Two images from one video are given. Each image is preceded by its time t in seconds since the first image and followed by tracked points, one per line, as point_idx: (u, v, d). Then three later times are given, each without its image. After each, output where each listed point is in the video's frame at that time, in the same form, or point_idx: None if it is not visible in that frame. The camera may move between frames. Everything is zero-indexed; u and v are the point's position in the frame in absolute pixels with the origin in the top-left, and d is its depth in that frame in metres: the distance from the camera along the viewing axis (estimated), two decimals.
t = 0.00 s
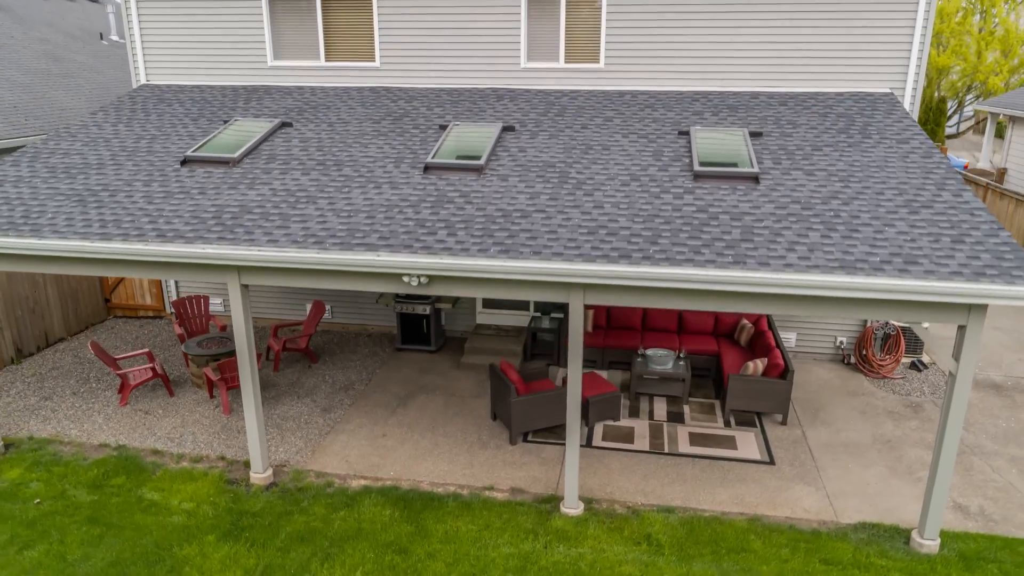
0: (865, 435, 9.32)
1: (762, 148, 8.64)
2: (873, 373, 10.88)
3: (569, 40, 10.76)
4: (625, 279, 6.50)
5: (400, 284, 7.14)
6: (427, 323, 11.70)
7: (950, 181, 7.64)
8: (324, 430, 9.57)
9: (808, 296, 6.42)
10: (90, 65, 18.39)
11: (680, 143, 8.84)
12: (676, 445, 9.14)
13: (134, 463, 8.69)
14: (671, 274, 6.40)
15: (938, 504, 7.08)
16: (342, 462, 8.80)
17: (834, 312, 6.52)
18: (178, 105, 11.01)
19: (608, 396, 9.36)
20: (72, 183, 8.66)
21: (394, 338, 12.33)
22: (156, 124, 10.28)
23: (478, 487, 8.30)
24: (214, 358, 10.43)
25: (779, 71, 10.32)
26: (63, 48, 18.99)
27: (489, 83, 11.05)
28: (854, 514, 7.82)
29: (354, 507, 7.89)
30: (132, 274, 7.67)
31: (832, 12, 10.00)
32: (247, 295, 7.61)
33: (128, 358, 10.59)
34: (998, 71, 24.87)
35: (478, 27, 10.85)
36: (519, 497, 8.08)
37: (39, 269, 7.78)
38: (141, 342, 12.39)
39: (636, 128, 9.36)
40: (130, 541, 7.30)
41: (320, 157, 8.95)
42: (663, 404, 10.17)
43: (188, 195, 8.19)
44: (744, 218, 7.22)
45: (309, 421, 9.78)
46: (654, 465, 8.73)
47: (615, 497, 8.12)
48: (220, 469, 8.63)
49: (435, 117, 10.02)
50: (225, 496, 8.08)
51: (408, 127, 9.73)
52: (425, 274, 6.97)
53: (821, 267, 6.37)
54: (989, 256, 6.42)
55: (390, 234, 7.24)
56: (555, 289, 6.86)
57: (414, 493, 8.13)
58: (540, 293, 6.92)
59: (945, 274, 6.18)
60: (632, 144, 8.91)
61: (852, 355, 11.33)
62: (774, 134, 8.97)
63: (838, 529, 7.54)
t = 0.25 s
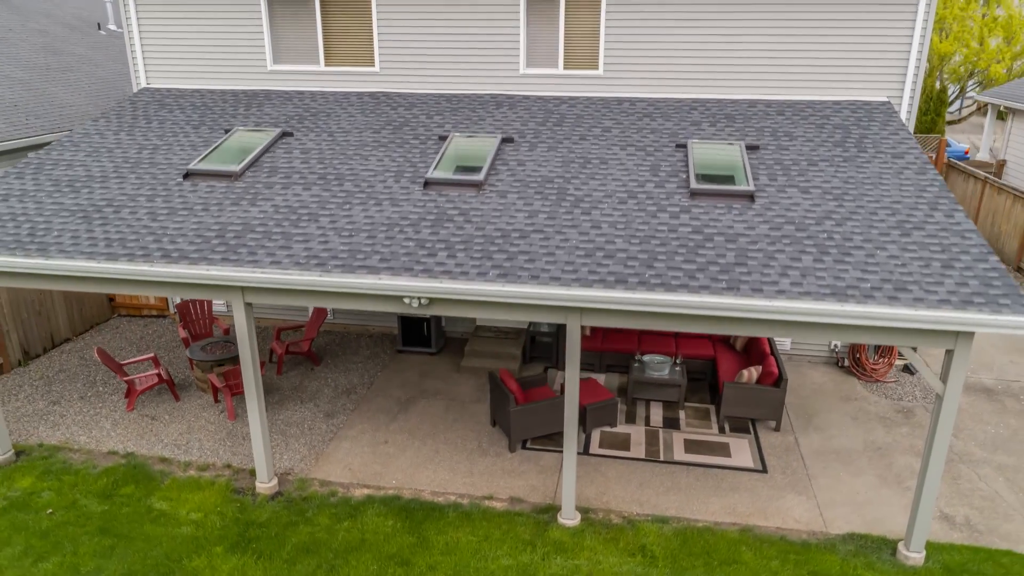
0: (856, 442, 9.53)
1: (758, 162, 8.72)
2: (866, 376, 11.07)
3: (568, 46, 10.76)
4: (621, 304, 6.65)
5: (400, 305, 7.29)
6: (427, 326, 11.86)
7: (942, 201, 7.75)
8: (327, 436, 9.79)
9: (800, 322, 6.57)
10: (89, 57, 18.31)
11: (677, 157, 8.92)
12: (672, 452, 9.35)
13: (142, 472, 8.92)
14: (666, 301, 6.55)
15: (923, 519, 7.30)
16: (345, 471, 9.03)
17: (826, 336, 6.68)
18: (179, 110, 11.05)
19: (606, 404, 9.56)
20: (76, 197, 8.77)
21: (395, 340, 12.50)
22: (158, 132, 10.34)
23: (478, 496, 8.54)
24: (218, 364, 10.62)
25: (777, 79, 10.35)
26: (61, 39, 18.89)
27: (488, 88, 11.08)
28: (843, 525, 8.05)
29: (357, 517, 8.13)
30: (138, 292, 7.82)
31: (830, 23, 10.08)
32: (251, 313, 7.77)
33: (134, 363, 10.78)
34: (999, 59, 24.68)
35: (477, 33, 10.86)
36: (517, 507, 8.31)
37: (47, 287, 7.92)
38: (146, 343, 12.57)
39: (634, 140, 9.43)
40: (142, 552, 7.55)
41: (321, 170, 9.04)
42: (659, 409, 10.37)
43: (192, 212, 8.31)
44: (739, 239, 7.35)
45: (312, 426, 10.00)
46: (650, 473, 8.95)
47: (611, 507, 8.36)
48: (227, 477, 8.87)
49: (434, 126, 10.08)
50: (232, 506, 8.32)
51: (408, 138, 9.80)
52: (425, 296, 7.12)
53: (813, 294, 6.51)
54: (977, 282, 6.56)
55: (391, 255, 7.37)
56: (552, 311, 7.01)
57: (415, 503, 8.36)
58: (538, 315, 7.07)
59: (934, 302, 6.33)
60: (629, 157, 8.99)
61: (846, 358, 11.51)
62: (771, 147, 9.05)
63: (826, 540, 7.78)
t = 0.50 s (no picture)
0: (845, 452, 9.83)
1: (753, 184, 8.88)
2: (857, 385, 11.38)
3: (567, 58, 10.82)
4: (616, 337, 6.89)
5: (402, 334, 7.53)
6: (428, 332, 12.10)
7: (931, 228, 7.93)
8: (331, 446, 10.09)
9: (788, 355, 6.82)
10: (88, 51, 18.29)
11: (674, 178, 9.07)
12: (666, 463, 9.66)
13: (154, 484, 9.24)
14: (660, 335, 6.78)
15: (905, 538, 7.62)
16: (350, 482, 9.36)
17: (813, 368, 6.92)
18: (181, 121, 11.16)
19: (602, 416, 9.85)
20: (84, 219, 8.94)
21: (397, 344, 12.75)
22: (162, 146, 10.46)
23: (478, 508, 8.87)
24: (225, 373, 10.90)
25: (774, 93, 10.44)
26: (59, 32, 18.84)
27: (487, 99, 11.16)
28: (830, 538, 8.39)
29: (362, 531, 8.47)
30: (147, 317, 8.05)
31: (827, 41, 10.13)
32: (257, 338, 8.01)
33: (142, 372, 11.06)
34: (1002, 45, 24.66)
35: (477, 44, 10.90)
36: (516, 520, 8.65)
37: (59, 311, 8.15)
38: (153, 347, 12.83)
39: (631, 158, 9.57)
40: (156, 567, 7.89)
41: (324, 191, 9.20)
42: (655, 417, 10.66)
43: (198, 236, 8.49)
44: (732, 269, 7.55)
45: (317, 436, 10.30)
46: (644, 485, 9.28)
47: (607, 520, 8.70)
48: (236, 489, 9.19)
49: (434, 142, 10.20)
50: (241, 520, 8.66)
51: (408, 154, 9.93)
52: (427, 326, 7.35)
53: (802, 329, 6.73)
54: (961, 317, 6.79)
55: (393, 284, 7.57)
56: (550, 342, 7.24)
57: (418, 517, 8.70)
58: (536, 345, 7.31)
59: (918, 338, 6.56)
60: (626, 178, 9.15)
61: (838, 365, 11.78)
62: (766, 168, 9.20)
63: (813, 554, 8.13)
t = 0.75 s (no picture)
0: (832, 466, 10.21)
1: (746, 212, 9.10)
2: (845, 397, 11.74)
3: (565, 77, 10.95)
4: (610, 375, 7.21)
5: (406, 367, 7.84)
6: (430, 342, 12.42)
7: (917, 262, 8.20)
8: (337, 459, 10.48)
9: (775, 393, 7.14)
10: (88, 50, 18.34)
11: (669, 205, 9.30)
12: (659, 477, 10.05)
13: (168, 499, 9.65)
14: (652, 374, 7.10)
15: (884, 559, 8.02)
16: (356, 497, 9.76)
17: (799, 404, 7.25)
18: (186, 138, 11.33)
19: (598, 432, 10.21)
20: (95, 246, 9.19)
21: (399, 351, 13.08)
22: (168, 167, 10.67)
23: (479, 524, 9.28)
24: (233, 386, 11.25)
25: (769, 113, 10.60)
26: (59, 31, 18.86)
27: (487, 117, 11.32)
28: (815, 554, 8.80)
29: (368, 548, 8.88)
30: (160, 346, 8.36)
31: (826, 65, 10.18)
32: (266, 367, 8.33)
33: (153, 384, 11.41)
34: (1001, 35, 24.55)
35: (476, 63, 11.02)
36: (516, 536, 9.07)
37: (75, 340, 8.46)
38: (162, 354, 13.16)
39: (628, 183, 9.78)
40: None
41: (327, 217, 9.44)
42: (649, 429, 11.03)
43: (206, 265, 8.76)
44: (722, 304, 7.83)
45: (324, 448, 10.68)
46: (638, 499, 9.67)
47: (602, 535, 9.11)
48: (246, 505, 9.60)
49: (435, 163, 10.40)
50: (252, 536, 9.07)
51: (409, 177, 10.13)
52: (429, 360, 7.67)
53: (788, 368, 7.03)
54: (941, 357, 7.08)
55: (396, 319, 7.86)
56: (547, 376, 7.55)
57: (421, 532, 9.11)
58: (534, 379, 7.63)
59: (899, 379, 6.87)
60: (623, 205, 9.37)
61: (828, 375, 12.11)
62: (759, 194, 9.41)
63: (797, 570, 8.54)
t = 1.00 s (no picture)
0: (817, 475, 10.69)
1: (737, 239, 9.43)
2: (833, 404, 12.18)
3: (564, 96, 11.17)
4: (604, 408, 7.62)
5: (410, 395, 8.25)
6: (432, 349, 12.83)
7: (899, 294, 8.55)
8: (344, 467, 10.96)
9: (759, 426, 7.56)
10: (91, 48, 18.47)
11: (663, 231, 9.63)
12: (652, 486, 10.53)
13: (184, 510, 10.14)
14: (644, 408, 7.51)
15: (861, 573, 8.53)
16: (363, 506, 10.25)
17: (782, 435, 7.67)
18: (193, 155, 11.61)
19: (594, 443, 10.67)
20: (110, 271, 9.55)
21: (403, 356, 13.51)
22: (177, 186, 10.96)
23: (480, 534, 9.78)
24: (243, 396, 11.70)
25: (763, 134, 10.85)
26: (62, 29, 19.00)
27: (487, 134, 11.58)
28: (797, 564, 9.30)
29: (376, 558, 9.40)
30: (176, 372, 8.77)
31: (819, 89, 10.39)
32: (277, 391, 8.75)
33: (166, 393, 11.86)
34: (1005, 24, 24.36)
35: (476, 82, 11.24)
36: (515, 546, 9.58)
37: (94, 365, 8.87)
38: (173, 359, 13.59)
39: (624, 207, 10.09)
40: None
41: (333, 242, 9.77)
42: (643, 437, 11.49)
43: (218, 292, 9.13)
44: (712, 336, 8.20)
45: (331, 456, 11.16)
46: (631, 509, 10.17)
47: (596, 545, 9.61)
48: (259, 514, 10.11)
49: (437, 184, 10.69)
50: (266, 546, 9.57)
51: (412, 199, 10.44)
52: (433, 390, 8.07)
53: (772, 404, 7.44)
54: (917, 393, 7.48)
55: (401, 350, 8.25)
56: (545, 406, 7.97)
57: (425, 543, 9.62)
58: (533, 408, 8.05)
59: (876, 415, 7.28)
60: (618, 230, 9.70)
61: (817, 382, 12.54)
62: (750, 220, 9.73)
63: None
